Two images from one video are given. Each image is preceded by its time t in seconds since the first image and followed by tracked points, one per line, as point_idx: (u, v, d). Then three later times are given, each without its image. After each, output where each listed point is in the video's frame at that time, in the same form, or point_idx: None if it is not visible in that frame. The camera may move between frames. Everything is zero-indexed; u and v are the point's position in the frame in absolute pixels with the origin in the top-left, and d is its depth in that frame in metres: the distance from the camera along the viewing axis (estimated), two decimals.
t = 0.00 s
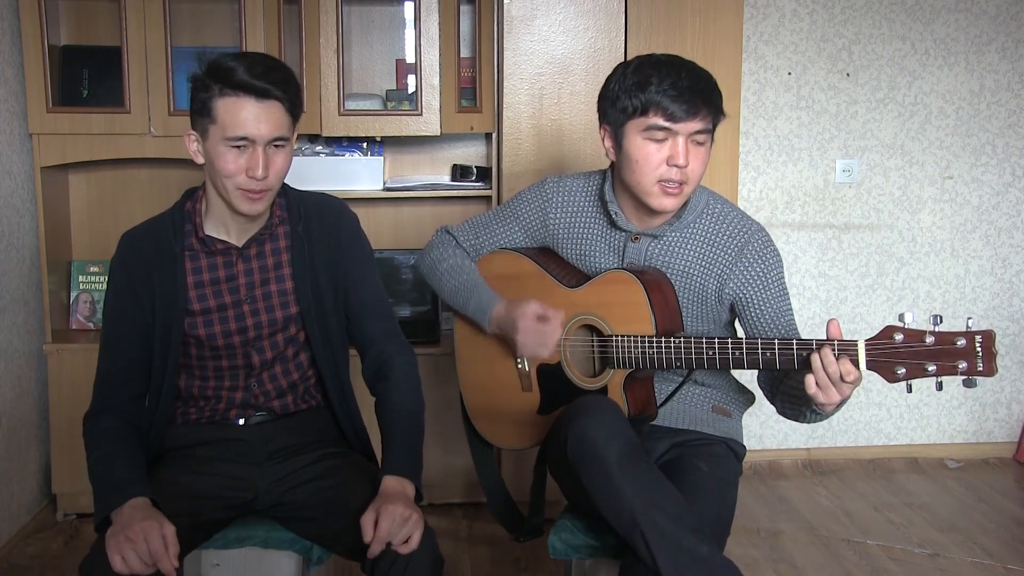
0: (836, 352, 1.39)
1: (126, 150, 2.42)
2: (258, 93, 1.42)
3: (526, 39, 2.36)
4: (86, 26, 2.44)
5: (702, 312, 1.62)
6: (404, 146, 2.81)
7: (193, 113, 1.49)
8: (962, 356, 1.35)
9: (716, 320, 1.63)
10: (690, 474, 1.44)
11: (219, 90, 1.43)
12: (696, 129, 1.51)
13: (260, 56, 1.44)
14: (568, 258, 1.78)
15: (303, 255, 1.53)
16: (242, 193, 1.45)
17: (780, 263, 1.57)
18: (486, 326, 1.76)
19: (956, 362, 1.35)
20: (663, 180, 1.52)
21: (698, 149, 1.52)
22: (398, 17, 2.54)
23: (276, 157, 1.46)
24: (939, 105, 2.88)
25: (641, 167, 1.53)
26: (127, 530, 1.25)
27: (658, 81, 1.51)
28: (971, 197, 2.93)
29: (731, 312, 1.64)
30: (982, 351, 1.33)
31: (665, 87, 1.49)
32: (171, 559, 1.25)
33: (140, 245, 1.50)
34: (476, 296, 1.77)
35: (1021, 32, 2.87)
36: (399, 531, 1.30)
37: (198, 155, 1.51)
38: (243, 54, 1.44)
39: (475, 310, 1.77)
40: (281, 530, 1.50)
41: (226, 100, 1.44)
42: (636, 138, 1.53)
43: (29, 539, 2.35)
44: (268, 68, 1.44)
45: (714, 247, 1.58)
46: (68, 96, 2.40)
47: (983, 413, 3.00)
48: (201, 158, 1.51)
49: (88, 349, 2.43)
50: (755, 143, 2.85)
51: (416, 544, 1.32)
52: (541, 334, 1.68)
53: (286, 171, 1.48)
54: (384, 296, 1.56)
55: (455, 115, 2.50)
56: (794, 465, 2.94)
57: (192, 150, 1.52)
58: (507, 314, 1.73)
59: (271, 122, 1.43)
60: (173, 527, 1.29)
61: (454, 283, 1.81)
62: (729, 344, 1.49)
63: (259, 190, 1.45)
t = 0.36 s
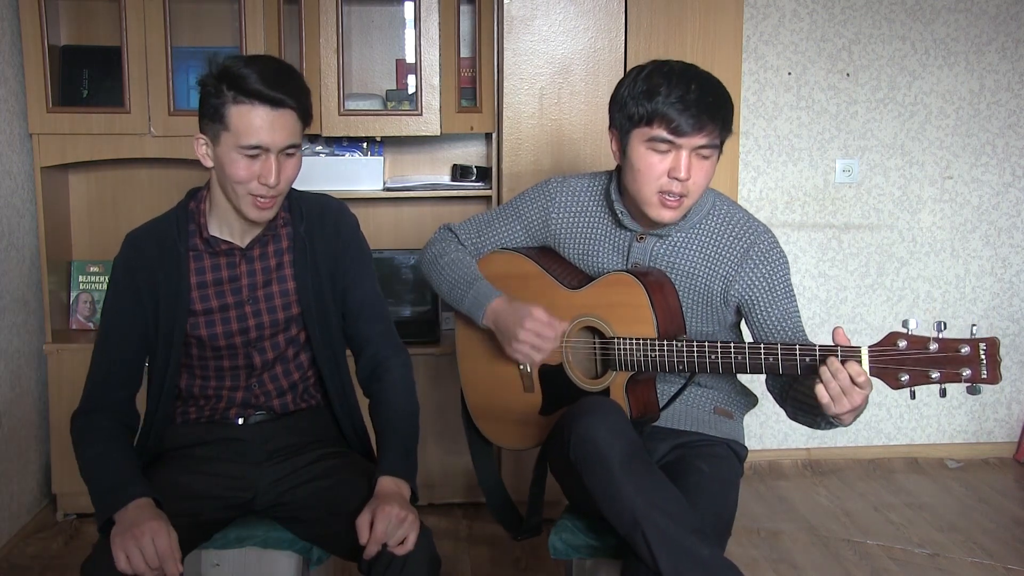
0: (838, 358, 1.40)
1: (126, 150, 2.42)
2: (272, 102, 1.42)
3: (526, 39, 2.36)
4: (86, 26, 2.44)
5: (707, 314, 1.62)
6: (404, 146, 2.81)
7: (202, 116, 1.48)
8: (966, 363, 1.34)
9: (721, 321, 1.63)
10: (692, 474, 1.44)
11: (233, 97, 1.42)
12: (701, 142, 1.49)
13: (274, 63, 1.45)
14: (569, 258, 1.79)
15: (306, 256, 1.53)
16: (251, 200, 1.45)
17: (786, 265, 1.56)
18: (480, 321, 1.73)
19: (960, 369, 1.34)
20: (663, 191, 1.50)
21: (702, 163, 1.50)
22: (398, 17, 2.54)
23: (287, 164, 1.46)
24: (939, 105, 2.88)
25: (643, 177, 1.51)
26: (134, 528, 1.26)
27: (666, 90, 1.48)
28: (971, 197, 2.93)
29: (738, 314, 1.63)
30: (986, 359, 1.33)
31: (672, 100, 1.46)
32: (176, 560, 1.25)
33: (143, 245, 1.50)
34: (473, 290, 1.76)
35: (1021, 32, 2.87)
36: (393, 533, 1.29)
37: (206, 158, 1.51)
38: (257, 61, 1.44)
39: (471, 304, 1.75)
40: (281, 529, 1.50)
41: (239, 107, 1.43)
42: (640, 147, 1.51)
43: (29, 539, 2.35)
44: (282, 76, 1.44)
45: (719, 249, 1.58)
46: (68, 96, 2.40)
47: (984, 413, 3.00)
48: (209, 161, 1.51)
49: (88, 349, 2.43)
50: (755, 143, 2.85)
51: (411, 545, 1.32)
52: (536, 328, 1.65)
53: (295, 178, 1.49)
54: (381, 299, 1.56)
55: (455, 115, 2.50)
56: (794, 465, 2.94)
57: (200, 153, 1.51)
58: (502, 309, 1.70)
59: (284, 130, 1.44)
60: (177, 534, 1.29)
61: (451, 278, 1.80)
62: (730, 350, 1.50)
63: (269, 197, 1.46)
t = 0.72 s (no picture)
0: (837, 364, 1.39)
1: (125, 150, 2.42)
2: (275, 98, 1.42)
3: (526, 39, 2.36)
4: (86, 26, 2.44)
5: (708, 317, 1.61)
6: (404, 146, 2.81)
7: (206, 113, 1.48)
8: (966, 370, 1.34)
9: (723, 324, 1.62)
10: (692, 475, 1.44)
11: (236, 93, 1.42)
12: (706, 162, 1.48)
13: (276, 59, 1.45)
14: (570, 261, 1.79)
15: (308, 258, 1.53)
16: (255, 198, 1.45)
17: (790, 268, 1.56)
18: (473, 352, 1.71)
19: (960, 377, 1.34)
20: (664, 206, 1.52)
21: (705, 180, 1.50)
22: (398, 17, 2.54)
23: (291, 161, 1.46)
24: (939, 105, 2.88)
25: (646, 191, 1.52)
26: (133, 529, 1.25)
27: (672, 110, 1.46)
28: (971, 197, 2.93)
29: (740, 316, 1.64)
30: (986, 366, 1.33)
31: (678, 121, 1.45)
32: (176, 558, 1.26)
33: (145, 242, 1.49)
34: (470, 317, 1.72)
35: (1021, 31, 2.87)
36: (395, 530, 1.29)
37: (209, 155, 1.50)
38: (261, 58, 1.44)
39: (466, 331, 1.72)
40: (281, 529, 1.50)
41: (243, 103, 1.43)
42: (643, 164, 1.51)
43: (29, 539, 2.35)
44: (287, 73, 1.44)
45: (722, 253, 1.58)
46: (68, 96, 2.40)
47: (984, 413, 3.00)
48: (212, 157, 1.50)
49: (88, 349, 2.43)
50: (755, 143, 2.85)
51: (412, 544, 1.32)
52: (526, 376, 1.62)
53: (298, 175, 1.48)
54: (383, 303, 1.55)
55: (455, 115, 2.50)
56: (794, 465, 2.94)
57: (203, 150, 1.51)
58: (494, 344, 1.67)
59: (289, 125, 1.44)
60: (174, 536, 1.29)
61: (448, 297, 1.78)
62: (730, 353, 1.50)
63: (272, 194, 1.45)
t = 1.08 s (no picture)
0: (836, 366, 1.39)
1: (125, 150, 2.42)
2: (263, 96, 1.42)
3: (526, 39, 2.36)
4: (86, 26, 2.44)
5: (707, 318, 1.61)
6: (404, 146, 2.81)
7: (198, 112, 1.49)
8: (964, 373, 1.34)
9: (721, 324, 1.62)
10: (691, 475, 1.44)
11: (224, 92, 1.43)
12: (706, 159, 1.48)
13: (265, 57, 1.45)
14: (569, 262, 1.79)
15: (306, 259, 1.53)
16: (246, 196, 1.45)
17: (788, 268, 1.56)
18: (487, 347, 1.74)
19: (958, 380, 1.35)
20: (666, 205, 1.51)
21: (705, 176, 1.50)
22: (398, 17, 2.54)
23: (281, 159, 1.46)
24: (939, 105, 2.88)
25: (647, 192, 1.51)
26: (133, 530, 1.25)
27: (670, 110, 1.46)
28: (971, 197, 2.93)
29: (739, 316, 1.63)
30: (985, 369, 1.33)
31: (676, 120, 1.45)
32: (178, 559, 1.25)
33: (144, 244, 1.50)
34: (480, 316, 1.76)
35: (1021, 31, 2.87)
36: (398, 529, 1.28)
37: (202, 154, 1.52)
38: (249, 56, 1.44)
39: (478, 330, 1.76)
40: (282, 529, 1.50)
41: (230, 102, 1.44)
42: (643, 165, 1.51)
43: (29, 539, 2.35)
44: (275, 70, 1.44)
45: (720, 253, 1.58)
46: (68, 96, 2.40)
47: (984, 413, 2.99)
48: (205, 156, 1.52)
49: (88, 350, 2.43)
50: (755, 143, 2.85)
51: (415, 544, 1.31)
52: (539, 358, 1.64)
53: (290, 174, 1.48)
54: (383, 304, 1.55)
55: (455, 115, 2.50)
56: (794, 465, 2.94)
57: (197, 149, 1.52)
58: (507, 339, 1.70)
59: (277, 124, 1.43)
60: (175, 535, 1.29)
61: (456, 299, 1.80)
62: (729, 356, 1.50)
63: (263, 192, 1.45)
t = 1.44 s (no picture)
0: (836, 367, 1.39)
1: (126, 150, 2.42)
2: (260, 99, 1.42)
3: (526, 39, 2.36)
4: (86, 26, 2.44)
5: (706, 318, 1.61)
6: (404, 146, 2.81)
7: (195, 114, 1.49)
8: (965, 376, 1.34)
9: (720, 325, 1.62)
10: (691, 475, 1.44)
11: (221, 95, 1.43)
12: (701, 147, 1.48)
13: (262, 60, 1.45)
14: (569, 262, 1.79)
15: (306, 259, 1.53)
16: (243, 197, 1.45)
17: (788, 270, 1.56)
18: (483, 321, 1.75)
19: (958, 382, 1.34)
20: (666, 197, 1.51)
21: (703, 166, 1.49)
22: (399, 17, 2.54)
23: (279, 162, 1.46)
24: (939, 105, 2.88)
25: (645, 186, 1.51)
26: (129, 530, 1.25)
27: (661, 99, 1.47)
28: (971, 198, 2.93)
29: (739, 318, 1.63)
30: (986, 372, 1.32)
31: (667, 108, 1.46)
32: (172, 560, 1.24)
33: (143, 246, 1.50)
34: (472, 290, 1.77)
35: (1022, 32, 2.87)
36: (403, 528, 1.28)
37: (200, 157, 1.51)
38: (246, 58, 1.44)
39: (471, 305, 1.76)
40: (282, 530, 1.50)
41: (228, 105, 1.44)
42: (639, 157, 1.51)
43: (29, 539, 2.35)
44: (273, 73, 1.44)
45: (719, 255, 1.58)
46: (69, 95, 2.40)
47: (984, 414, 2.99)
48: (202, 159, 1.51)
49: (88, 350, 2.43)
50: (755, 143, 2.85)
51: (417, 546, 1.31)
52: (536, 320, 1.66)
53: (288, 176, 1.48)
54: (383, 303, 1.55)
55: (455, 115, 2.50)
56: (794, 466, 2.94)
57: (194, 152, 1.52)
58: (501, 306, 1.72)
59: (274, 127, 1.43)
60: (174, 531, 1.29)
61: (451, 276, 1.81)
62: (729, 356, 1.50)
63: (261, 195, 1.46)
